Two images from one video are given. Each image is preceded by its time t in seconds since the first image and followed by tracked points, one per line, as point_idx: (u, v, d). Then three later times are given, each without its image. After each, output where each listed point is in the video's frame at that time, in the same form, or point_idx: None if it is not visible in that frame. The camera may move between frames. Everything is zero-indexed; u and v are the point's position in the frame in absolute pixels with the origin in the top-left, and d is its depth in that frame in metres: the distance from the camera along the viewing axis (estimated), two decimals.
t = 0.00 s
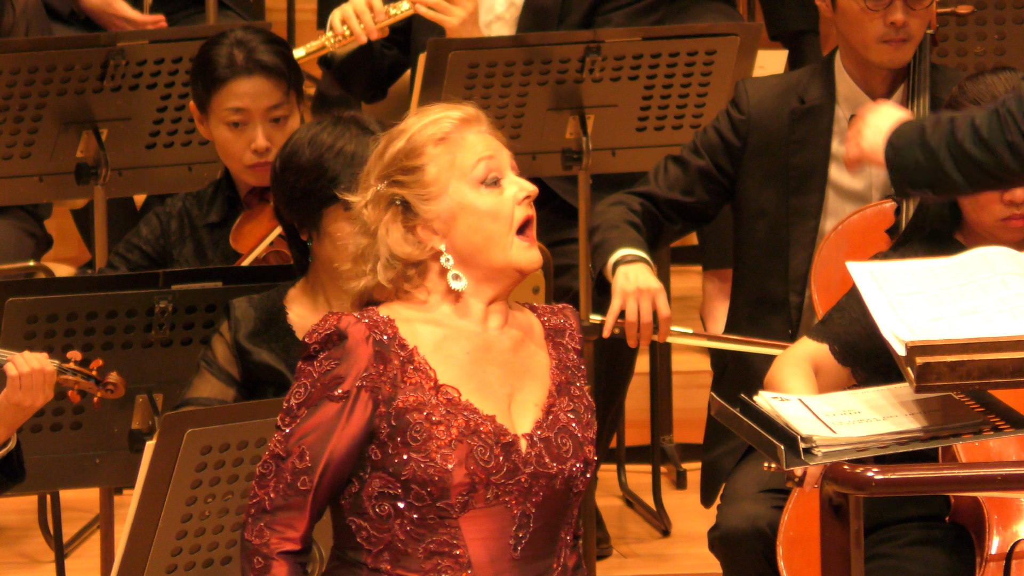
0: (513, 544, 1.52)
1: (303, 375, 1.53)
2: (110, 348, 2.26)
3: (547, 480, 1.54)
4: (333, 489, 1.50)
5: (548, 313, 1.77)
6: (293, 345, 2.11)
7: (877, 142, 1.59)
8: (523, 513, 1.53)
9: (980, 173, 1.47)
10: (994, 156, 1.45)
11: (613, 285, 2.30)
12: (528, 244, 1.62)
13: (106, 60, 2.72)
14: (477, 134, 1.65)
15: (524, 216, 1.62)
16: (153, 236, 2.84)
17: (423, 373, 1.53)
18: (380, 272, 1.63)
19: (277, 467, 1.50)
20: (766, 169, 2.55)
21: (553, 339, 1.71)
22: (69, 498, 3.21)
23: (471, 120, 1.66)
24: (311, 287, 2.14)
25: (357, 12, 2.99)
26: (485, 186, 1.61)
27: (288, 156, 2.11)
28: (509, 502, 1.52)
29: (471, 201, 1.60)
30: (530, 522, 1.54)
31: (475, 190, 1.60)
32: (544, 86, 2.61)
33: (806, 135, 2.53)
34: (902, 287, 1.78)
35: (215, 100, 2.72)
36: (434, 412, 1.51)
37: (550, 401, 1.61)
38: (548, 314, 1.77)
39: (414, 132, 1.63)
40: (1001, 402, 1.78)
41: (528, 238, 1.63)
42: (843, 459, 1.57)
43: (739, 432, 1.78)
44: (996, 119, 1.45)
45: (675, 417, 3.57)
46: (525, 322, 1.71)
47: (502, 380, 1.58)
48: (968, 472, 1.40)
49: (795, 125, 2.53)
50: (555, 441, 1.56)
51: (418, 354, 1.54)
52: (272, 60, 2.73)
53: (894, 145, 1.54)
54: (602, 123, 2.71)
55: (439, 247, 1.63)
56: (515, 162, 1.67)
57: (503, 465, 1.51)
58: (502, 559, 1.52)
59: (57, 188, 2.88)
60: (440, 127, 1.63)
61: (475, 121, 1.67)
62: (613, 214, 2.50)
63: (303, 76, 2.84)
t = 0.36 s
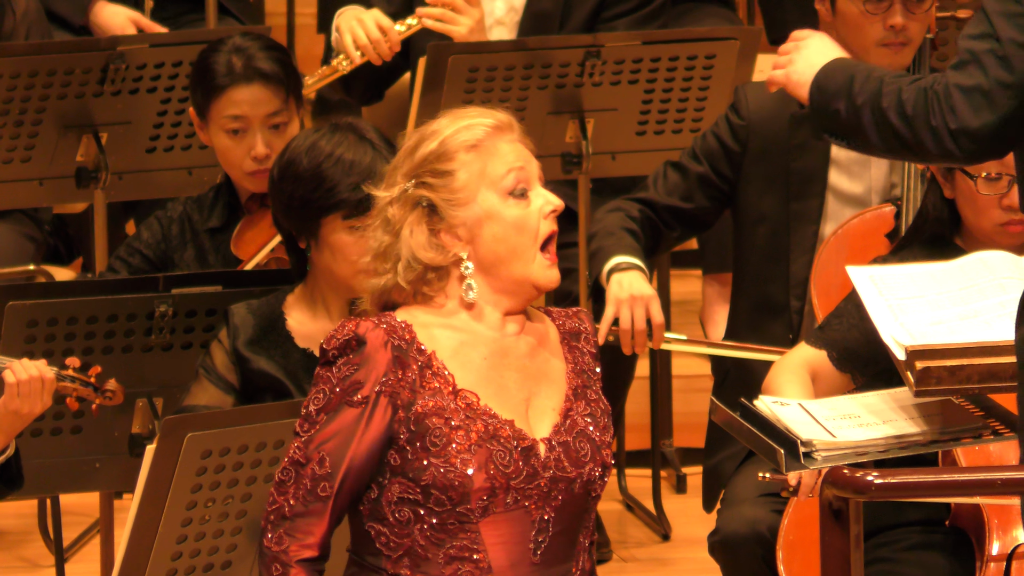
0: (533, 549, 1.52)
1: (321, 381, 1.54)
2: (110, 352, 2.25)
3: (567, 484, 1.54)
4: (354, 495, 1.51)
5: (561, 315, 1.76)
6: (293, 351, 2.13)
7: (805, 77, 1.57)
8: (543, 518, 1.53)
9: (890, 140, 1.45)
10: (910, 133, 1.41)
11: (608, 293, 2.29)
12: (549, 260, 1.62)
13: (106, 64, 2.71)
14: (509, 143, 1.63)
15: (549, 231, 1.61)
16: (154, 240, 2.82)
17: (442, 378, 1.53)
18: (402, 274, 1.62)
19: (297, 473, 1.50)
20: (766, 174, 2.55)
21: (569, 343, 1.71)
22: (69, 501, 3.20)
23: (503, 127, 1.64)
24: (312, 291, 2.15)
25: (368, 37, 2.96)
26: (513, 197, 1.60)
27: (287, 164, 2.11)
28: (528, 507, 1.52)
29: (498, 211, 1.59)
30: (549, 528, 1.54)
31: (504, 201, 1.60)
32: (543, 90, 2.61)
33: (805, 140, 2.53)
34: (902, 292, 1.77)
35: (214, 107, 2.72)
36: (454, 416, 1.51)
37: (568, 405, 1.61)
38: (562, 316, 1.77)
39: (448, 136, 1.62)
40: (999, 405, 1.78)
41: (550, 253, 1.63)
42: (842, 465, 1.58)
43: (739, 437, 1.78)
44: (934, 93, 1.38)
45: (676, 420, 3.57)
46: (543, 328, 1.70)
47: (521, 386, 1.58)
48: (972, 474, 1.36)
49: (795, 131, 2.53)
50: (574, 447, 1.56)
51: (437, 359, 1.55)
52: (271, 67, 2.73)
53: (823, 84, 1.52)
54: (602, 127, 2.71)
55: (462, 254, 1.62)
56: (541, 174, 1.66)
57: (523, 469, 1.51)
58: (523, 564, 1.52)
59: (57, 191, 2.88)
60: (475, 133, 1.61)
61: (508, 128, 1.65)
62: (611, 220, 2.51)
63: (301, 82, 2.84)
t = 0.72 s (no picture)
0: (549, 552, 1.53)
1: (335, 386, 1.53)
2: (106, 357, 2.25)
3: (581, 486, 1.54)
4: (370, 500, 1.50)
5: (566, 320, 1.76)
6: (289, 358, 2.14)
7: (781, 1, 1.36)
8: (558, 521, 1.53)
9: (830, 108, 1.37)
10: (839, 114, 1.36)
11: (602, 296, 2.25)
12: (562, 278, 1.62)
13: (104, 69, 2.71)
14: (538, 158, 1.63)
15: (565, 250, 1.62)
16: (152, 244, 2.82)
17: (456, 382, 1.53)
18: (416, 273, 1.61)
19: (313, 479, 1.49)
20: (766, 179, 2.55)
21: (578, 347, 1.71)
22: (67, 505, 3.20)
23: (534, 139, 1.64)
24: (311, 299, 2.18)
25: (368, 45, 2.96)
26: (535, 212, 1.60)
27: (283, 173, 2.14)
28: (544, 510, 1.52)
29: (518, 223, 1.59)
30: (564, 531, 1.54)
31: (526, 214, 1.59)
32: (541, 94, 2.61)
33: (805, 145, 2.53)
34: (899, 297, 1.78)
35: (210, 114, 2.71)
36: (468, 419, 1.51)
37: (580, 409, 1.61)
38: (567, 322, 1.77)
39: (478, 142, 1.60)
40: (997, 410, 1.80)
41: (564, 272, 1.63)
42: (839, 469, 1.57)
43: (738, 443, 1.77)
44: (866, 86, 1.32)
45: (674, 425, 3.57)
46: (554, 335, 1.70)
47: (534, 391, 1.58)
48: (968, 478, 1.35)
49: (793, 136, 2.53)
50: (587, 450, 1.56)
51: (451, 364, 1.55)
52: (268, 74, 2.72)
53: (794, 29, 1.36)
54: (600, 132, 2.72)
55: (476, 260, 1.61)
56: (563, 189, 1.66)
57: (538, 472, 1.51)
58: (538, 566, 1.52)
59: (54, 196, 2.89)
60: (505, 143, 1.60)
61: (537, 140, 1.64)
62: (607, 224, 2.50)
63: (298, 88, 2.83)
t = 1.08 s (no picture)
0: (558, 552, 1.52)
1: (345, 386, 1.53)
2: (105, 358, 2.25)
3: (591, 487, 1.54)
4: (380, 499, 1.50)
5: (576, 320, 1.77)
6: (287, 359, 2.15)
7: None
8: (568, 520, 1.53)
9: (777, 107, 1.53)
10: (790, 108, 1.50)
11: (598, 293, 2.25)
12: (573, 279, 1.61)
13: (102, 69, 2.72)
14: (549, 157, 1.62)
15: (576, 250, 1.61)
16: (151, 244, 2.82)
17: (466, 381, 1.53)
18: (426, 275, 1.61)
19: (324, 478, 1.50)
20: (764, 180, 2.55)
21: (589, 348, 1.72)
22: (65, 506, 3.21)
23: (543, 138, 1.63)
24: (308, 300, 2.18)
25: (366, 46, 2.97)
26: (545, 211, 1.60)
27: (279, 177, 2.14)
28: (554, 510, 1.52)
29: (529, 223, 1.59)
30: (574, 531, 1.54)
31: (537, 215, 1.59)
32: (541, 95, 2.61)
33: (803, 146, 2.55)
34: (897, 297, 1.78)
35: (208, 116, 2.71)
36: (479, 418, 1.51)
37: (592, 410, 1.61)
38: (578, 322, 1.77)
39: (488, 142, 1.61)
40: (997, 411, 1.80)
41: (575, 274, 1.62)
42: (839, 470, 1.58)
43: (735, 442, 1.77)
44: (820, 74, 1.45)
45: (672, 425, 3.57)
46: (564, 334, 1.70)
47: (544, 391, 1.58)
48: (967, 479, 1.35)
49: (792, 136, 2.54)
50: (597, 451, 1.56)
51: (462, 364, 1.55)
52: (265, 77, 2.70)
53: None
54: (599, 132, 2.71)
55: (486, 261, 1.61)
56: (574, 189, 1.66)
57: (548, 472, 1.51)
58: (547, 567, 1.52)
59: (53, 197, 2.88)
60: (514, 143, 1.60)
61: (546, 140, 1.64)
62: (605, 222, 2.48)
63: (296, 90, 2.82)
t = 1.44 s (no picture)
0: (558, 554, 1.52)
1: (346, 386, 1.53)
2: (102, 359, 2.24)
3: (592, 490, 1.54)
4: (381, 500, 1.50)
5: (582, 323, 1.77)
6: (284, 361, 2.15)
7: None
8: (569, 522, 1.52)
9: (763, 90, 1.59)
10: (777, 89, 1.57)
11: (597, 290, 2.21)
12: (577, 282, 1.61)
13: (100, 70, 2.72)
14: (554, 159, 1.62)
15: (581, 252, 1.60)
16: (149, 244, 2.82)
17: (467, 382, 1.53)
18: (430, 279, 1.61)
19: (324, 477, 1.50)
20: (762, 180, 2.54)
21: (596, 352, 1.71)
22: (63, 507, 3.21)
23: (548, 140, 1.63)
24: (305, 302, 2.17)
25: (364, 48, 2.97)
26: (549, 214, 1.59)
27: (275, 180, 2.14)
28: (553, 512, 1.52)
29: (533, 227, 1.58)
30: (574, 533, 1.53)
31: (542, 218, 1.58)
32: (538, 96, 2.61)
33: (800, 147, 2.56)
34: (895, 299, 1.77)
35: (203, 129, 2.70)
36: (478, 420, 1.51)
37: (595, 413, 1.60)
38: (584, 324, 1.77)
39: (492, 145, 1.61)
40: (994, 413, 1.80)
41: (580, 278, 1.62)
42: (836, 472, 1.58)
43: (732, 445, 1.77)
44: (809, 58, 1.52)
45: (669, 427, 3.57)
46: (570, 336, 1.70)
47: (547, 393, 1.58)
48: (965, 480, 1.35)
49: (789, 137, 2.54)
50: (599, 454, 1.56)
51: (463, 365, 1.55)
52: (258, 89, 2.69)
53: None
54: (597, 134, 2.71)
55: (491, 264, 1.61)
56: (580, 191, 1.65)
57: (548, 474, 1.51)
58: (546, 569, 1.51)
59: (50, 198, 2.89)
60: (519, 146, 1.60)
61: (551, 142, 1.64)
62: (604, 223, 2.48)
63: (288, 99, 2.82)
